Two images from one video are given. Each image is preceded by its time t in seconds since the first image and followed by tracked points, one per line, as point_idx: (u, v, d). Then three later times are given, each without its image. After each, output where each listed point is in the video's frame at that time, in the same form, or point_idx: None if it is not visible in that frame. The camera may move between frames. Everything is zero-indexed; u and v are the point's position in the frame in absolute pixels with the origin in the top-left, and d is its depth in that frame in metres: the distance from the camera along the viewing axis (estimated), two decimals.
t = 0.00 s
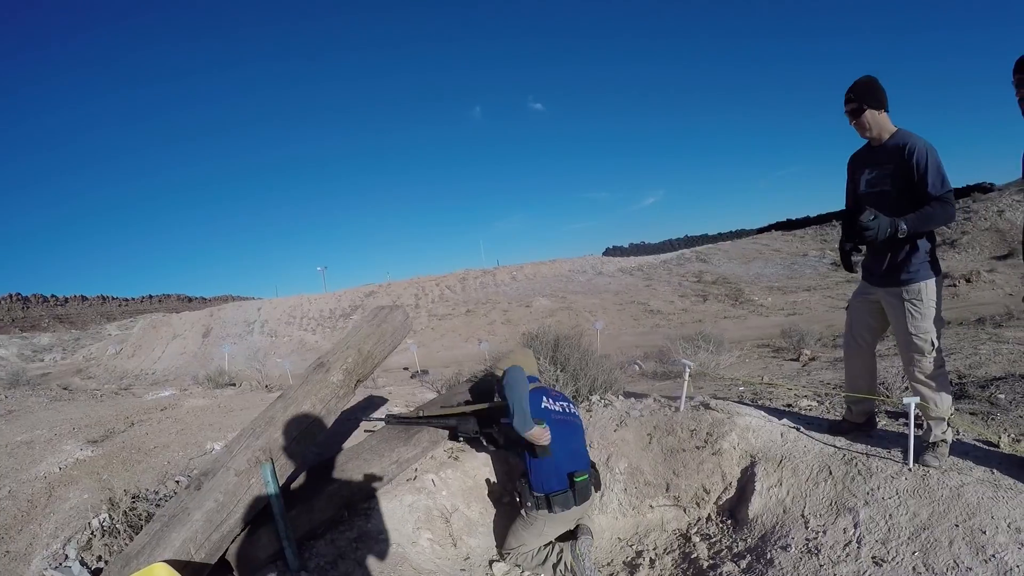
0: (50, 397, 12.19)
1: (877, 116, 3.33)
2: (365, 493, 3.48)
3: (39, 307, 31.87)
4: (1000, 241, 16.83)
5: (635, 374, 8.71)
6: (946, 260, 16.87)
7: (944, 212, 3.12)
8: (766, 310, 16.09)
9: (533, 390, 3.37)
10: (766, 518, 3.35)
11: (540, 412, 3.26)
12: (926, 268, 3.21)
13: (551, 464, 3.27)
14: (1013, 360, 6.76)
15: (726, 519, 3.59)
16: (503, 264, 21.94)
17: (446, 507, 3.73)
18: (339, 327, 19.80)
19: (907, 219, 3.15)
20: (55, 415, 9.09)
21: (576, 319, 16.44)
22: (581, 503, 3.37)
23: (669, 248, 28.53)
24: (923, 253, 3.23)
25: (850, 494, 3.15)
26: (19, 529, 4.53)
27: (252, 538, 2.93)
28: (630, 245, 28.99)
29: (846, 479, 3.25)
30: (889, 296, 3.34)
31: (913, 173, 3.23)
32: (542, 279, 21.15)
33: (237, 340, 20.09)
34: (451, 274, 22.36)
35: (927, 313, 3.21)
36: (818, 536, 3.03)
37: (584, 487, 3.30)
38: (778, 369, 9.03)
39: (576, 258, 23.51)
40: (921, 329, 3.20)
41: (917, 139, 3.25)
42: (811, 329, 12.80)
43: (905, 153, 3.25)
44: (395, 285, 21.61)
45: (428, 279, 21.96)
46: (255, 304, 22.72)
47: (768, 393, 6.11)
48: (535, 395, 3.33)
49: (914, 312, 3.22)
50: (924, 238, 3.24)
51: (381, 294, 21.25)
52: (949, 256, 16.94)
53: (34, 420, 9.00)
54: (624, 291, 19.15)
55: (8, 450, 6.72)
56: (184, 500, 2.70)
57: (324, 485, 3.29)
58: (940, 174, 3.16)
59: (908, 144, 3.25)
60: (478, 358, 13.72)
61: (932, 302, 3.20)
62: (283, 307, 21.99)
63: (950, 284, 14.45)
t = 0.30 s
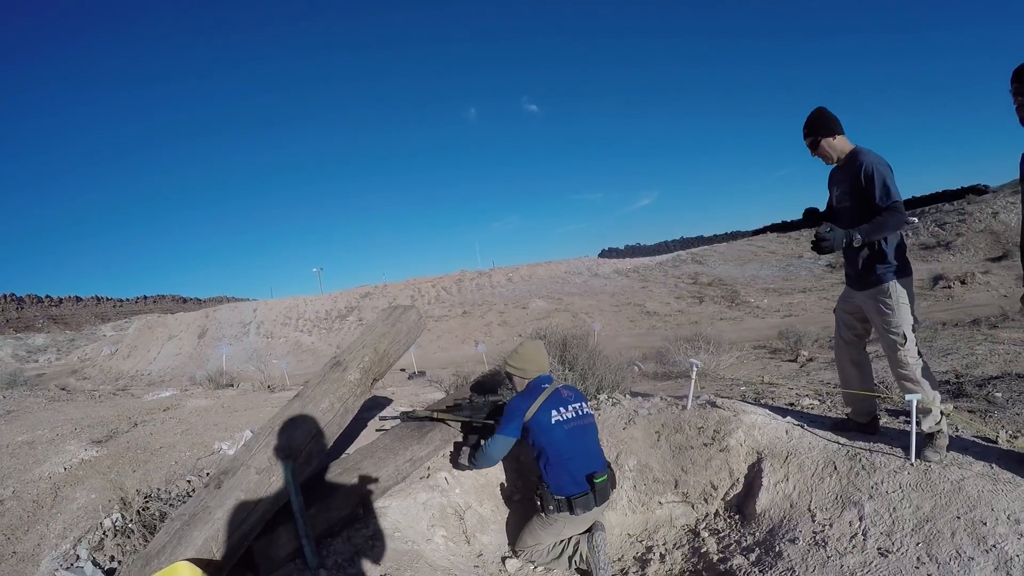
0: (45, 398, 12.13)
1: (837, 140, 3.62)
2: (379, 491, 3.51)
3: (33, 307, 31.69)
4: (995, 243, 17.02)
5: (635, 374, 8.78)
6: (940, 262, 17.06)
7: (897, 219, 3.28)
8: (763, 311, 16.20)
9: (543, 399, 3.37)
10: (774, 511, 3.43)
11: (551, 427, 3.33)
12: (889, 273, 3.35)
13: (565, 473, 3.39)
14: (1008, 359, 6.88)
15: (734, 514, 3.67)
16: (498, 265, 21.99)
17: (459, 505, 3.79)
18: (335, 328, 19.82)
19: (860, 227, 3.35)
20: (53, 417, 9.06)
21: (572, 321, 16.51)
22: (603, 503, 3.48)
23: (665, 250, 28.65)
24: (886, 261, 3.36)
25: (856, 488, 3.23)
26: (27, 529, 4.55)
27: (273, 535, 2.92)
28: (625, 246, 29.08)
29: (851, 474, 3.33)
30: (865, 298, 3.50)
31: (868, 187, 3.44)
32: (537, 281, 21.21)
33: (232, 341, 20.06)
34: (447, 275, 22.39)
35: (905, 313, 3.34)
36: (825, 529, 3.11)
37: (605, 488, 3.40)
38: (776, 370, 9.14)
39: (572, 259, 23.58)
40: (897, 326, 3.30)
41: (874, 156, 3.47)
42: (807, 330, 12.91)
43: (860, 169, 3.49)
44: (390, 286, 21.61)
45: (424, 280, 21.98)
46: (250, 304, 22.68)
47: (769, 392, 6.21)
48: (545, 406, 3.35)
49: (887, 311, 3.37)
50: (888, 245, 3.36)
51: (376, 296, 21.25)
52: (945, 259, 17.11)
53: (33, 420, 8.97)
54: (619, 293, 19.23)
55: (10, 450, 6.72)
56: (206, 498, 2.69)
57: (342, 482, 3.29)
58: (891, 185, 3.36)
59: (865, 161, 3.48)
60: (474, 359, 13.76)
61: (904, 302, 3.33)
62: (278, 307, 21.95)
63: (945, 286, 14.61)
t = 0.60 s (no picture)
0: (37, 397, 12.07)
1: (807, 157, 4.03)
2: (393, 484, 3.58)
3: (22, 307, 31.41)
4: (984, 247, 17.32)
5: (631, 375, 8.92)
6: (929, 266, 17.37)
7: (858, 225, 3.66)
8: (755, 314, 16.40)
9: (546, 402, 3.48)
10: (771, 502, 3.57)
11: (553, 429, 3.47)
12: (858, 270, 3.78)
13: (569, 471, 3.52)
14: (994, 360, 7.09)
15: (733, 506, 3.80)
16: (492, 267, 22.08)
17: (468, 498, 3.90)
18: (328, 329, 19.82)
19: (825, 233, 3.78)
20: (47, 417, 9.05)
21: (566, 323, 16.62)
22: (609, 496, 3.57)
23: (658, 253, 28.86)
24: (858, 258, 3.77)
25: (848, 479, 3.38)
26: (36, 526, 4.46)
27: (293, 526, 2.96)
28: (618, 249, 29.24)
29: (844, 466, 3.47)
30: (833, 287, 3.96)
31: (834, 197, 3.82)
32: (531, 283, 21.33)
33: (225, 342, 20.00)
34: (441, 277, 22.44)
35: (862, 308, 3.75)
36: (820, 517, 3.25)
37: (613, 480, 3.52)
38: (770, 370, 9.31)
39: (565, 262, 23.72)
40: (847, 315, 3.77)
41: (838, 169, 3.86)
42: (798, 333, 13.10)
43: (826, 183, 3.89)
44: (384, 288, 21.63)
45: (418, 282, 22.04)
46: (243, 305, 22.61)
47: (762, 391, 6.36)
48: (549, 408, 3.47)
49: (846, 301, 3.80)
50: (859, 246, 3.77)
51: (370, 298, 21.26)
52: (935, 263, 17.41)
53: (29, 421, 8.93)
54: (613, 296, 19.39)
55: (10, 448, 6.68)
56: (229, 490, 2.75)
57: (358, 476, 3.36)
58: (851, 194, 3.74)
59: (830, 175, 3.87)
60: (468, 361, 13.83)
61: (865, 297, 3.76)
62: (271, 308, 21.90)
63: (936, 290, 14.88)
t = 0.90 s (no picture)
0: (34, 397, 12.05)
1: (783, 159, 4.18)
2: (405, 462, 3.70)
3: (17, 310, 31.29)
4: (976, 246, 17.55)
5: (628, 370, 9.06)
6: (923, 266, 17.59)
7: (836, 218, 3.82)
8: (750, 314, 16.56)
9: (544, 385, 3.56)
10: (767, 477, 3.71)
11: (553, 412, 3.55)
12: (840, 257, 3.94)
13: (572, 450, 3.64)
14: (983, 349, 7.28)
15: (730, 482, 3.94)
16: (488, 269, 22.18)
17: (476, 477, 4.04)
18: (325, 332, 19.87)
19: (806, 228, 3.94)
20: (46, 414, 9.07)
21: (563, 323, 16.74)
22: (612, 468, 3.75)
23: (653, 255, 29.00)
24: (841, 246, 3.94)
25: (841, 452, 3.53)
26: (48, 511, 4.47)
27: (312, 496, 3.09)
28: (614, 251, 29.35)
29: (837, 441, 3.62)
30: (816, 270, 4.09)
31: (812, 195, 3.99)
32: (526, 285, 21.45)
33: (220, 346, 20.00)
34: (437, 279, 22.53)
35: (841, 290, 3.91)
36: (815, 489, 3.40)
37: (615, 453, 3.68)
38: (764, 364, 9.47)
39: (560, 264, 23.85)
40: (830, 297, 3.91)
41: (814, 167, 4.02)
42: (792, 331, 13.27)
43: (803, 182, 4.05)
44: (380, 290, 21.69)
45: (414, 285, 22.12)
46: (239, 308, 22.60)
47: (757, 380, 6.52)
48: (547, 391, 3.55)
49: (830, 281, 3.94)
50: (842, 236, 3.94)
51: (366, 300, 21.32)
52: (928, 263, 17.62)
53: (32, 417, 8.96)
54: (608, 297, 19.53)
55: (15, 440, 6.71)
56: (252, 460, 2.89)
57: (373, 451, 3.49)
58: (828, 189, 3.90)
59: (807, 173, 4.03)
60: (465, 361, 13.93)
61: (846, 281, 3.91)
62: (267, 310, 21.91)
63: (930, 289, 15.09)
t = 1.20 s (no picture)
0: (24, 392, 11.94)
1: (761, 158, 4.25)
2: (407, 443, 3.76)
3: (5, 309, 31.01)
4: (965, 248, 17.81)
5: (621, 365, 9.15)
6: (913, 268, 17.81)
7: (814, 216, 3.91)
8: (742, 315, 16.71)
9: (539, 367, 3.61)
10: (760, 458, 3.80)
11: (544, 394, 3.59)
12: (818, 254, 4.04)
13: (565, 436, 3.65)
14: (970, 344, 7.46)
15: (725, 464, 4.02)
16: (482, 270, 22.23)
17: (477, 459, 4.10)
18: (317, 332, 19.83)
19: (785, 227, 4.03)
20: (37, 408, 9.02)
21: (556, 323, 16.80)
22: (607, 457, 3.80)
23: (646, 257, 29.13)
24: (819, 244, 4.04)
25: (832, 433, 3.64)
26: (49, 496, 4.37)
27: (319, 472, 3.15)
28: (607, 253, 29.45)
29: (828, 423, 3.73)
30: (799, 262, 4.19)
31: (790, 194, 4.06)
32: (520, 286, 21.51)
33: (212, 346, 19.90)
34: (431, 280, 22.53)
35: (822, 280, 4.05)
36: (807, 468, 3.50)
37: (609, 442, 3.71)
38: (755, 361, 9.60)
39: (553, 265, 23.93)
40: (814, 284, 4.02)
41: (791, 166, 4.09)
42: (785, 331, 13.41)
43: (782, 181, 4.12)
44: (373, 290, 21.67)
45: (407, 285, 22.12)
46: (231, 307, 22.48)
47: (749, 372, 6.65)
48: (540, 372, 3.60)
49: (812, 271, 4.06)
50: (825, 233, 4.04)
51: (359, 300, 21.30)
52: (919, 265, 17.85)
53: (25, 410, 8.90)
54: (602, 298, 19.63)
55: (10, 431, 6.66)
56: (261, 435, 2.96)
57: (376, 431, 3.55)
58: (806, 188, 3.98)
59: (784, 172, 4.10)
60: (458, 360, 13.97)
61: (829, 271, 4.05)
62: (260, 310, 21.82)
63: (920, 290, 15.30)
